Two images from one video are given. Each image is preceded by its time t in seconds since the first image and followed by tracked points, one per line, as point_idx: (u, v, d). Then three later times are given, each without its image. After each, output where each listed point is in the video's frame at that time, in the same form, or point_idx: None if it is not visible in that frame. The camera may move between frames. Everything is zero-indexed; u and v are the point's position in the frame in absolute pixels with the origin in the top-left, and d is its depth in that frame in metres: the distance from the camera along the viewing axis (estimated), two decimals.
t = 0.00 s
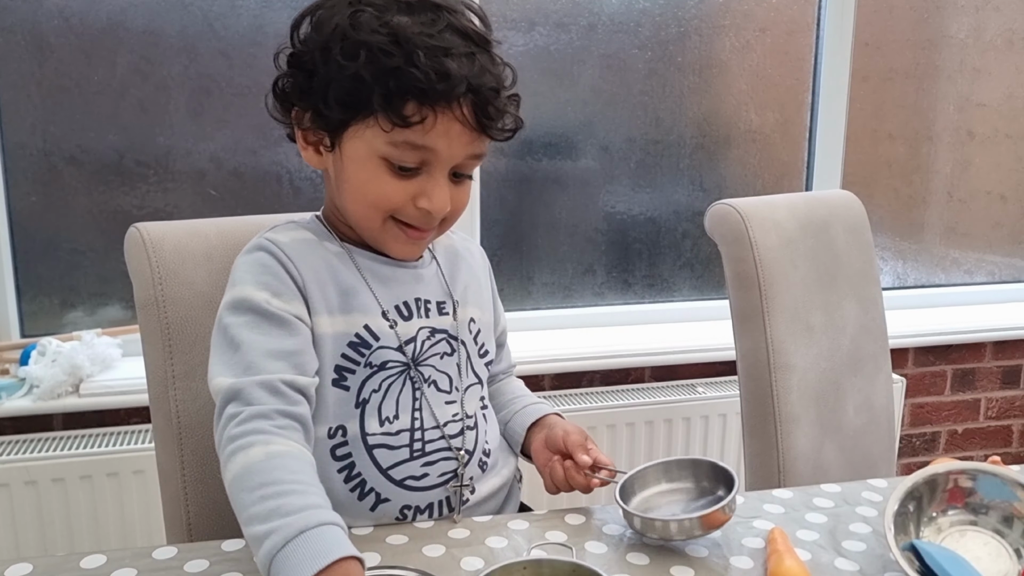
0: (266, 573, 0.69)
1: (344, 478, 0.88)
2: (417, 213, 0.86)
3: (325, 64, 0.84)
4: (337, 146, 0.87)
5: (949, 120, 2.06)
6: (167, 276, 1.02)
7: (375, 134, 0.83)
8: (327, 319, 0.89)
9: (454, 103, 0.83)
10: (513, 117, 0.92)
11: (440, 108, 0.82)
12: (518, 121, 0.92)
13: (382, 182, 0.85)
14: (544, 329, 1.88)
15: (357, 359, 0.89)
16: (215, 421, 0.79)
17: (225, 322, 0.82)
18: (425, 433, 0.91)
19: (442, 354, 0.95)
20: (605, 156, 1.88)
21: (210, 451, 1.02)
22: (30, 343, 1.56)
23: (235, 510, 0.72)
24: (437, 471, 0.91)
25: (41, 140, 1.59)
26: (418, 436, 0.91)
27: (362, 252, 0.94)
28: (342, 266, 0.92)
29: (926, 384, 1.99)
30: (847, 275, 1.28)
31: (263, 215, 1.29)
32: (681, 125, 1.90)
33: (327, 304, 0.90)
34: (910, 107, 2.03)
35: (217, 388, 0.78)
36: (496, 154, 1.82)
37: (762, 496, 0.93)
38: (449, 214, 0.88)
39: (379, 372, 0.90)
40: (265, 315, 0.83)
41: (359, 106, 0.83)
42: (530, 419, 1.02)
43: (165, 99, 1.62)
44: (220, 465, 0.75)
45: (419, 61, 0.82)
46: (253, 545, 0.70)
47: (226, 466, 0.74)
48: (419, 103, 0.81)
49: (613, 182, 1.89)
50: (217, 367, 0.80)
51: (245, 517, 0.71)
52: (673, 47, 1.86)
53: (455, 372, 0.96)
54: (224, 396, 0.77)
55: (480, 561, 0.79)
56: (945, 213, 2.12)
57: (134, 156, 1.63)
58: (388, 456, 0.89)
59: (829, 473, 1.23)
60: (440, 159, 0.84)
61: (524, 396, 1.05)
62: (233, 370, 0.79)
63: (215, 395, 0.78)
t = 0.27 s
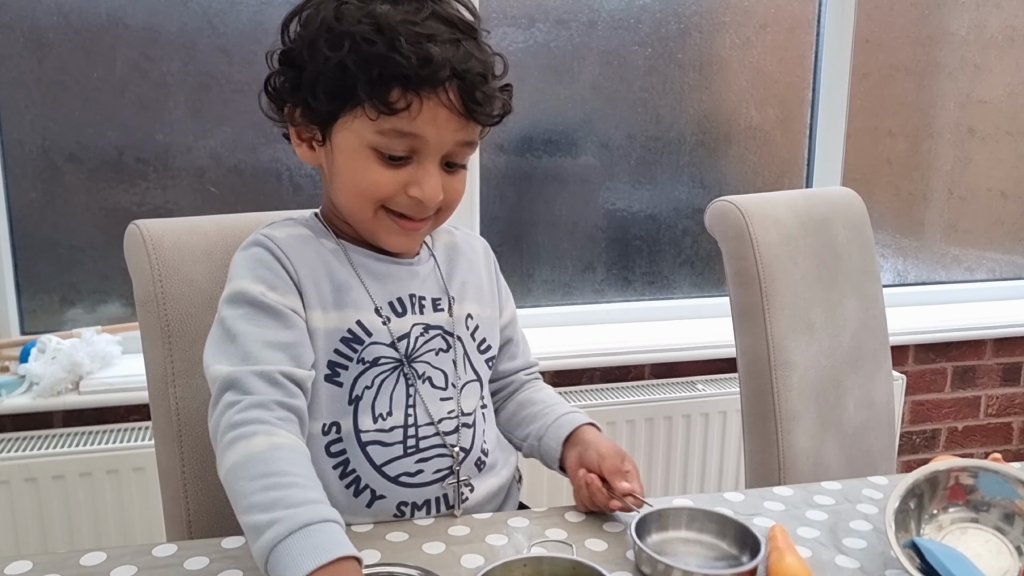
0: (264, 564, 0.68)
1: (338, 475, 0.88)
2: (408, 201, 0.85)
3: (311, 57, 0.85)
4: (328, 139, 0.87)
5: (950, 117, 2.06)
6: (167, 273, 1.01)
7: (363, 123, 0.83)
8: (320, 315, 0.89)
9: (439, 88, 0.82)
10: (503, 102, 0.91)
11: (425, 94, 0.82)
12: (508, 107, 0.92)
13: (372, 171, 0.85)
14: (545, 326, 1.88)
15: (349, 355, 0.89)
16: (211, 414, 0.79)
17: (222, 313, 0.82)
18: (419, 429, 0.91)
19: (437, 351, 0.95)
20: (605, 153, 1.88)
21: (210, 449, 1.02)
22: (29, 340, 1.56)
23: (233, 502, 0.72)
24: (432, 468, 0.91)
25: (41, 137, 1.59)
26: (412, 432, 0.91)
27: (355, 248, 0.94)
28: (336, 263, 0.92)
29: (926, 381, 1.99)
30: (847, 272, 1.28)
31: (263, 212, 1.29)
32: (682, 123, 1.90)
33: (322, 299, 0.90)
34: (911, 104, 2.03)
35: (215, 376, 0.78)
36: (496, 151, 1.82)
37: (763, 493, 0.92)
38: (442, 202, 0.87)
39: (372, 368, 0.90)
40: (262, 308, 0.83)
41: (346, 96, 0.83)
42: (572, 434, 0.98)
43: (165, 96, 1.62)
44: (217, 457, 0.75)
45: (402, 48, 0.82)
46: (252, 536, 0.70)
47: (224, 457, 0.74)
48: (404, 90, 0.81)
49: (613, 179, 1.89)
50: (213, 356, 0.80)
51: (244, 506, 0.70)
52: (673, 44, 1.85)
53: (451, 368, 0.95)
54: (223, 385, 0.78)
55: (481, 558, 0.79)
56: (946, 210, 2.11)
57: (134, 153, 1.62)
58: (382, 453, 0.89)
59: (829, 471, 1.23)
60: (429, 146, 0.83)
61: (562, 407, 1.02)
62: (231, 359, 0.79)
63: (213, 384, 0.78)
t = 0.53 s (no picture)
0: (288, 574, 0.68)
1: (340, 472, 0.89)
2: (411, 191, 0.85)
3: (306, 52, 0.85)
4: (326, 135, 0.86)
5: (950, 113, 2.06)
6: (167, 269, 1.01)
7: (364, 115, 0.83)
8: (328, 317, 0.89)
9: (438, 74, 0.82)
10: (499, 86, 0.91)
11: (424, 81, 0.82)
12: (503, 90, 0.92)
13: (374, 163, 0.84)
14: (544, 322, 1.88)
15: (353, 356, 0.89)
16: (234, 412, 0.78)
17: (236, 314, 0.82)
18: (420, 425, 0.91)
19: (437, 347, 0.94)
20: (605, 149, 1.88)
21: (210, 444, 1.02)
22: (30, 336, 1.56)
23: (256, 505, 0.72)
24: (432, 463, 0.91)
25: (40, 133, 1.58)
26: (413, 428, 0.91)
27: (357, 250, 0.94)
28: (338, 263, 0.92)
29: (926, 377, 1.99)
30: (847, 268, 1.28)
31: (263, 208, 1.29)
32: (682, 119, 1.90)
33: (327, 300, 0.90)
34: (911, 100, 2.03)
35: (239, 375, 0.78)
36: (495, 147, 1.82)
37: (762, 488, 0.93)
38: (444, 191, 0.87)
39: (376, 369, 0.90)
40: (277, 309, 0.83)
41: (345, 89, 0.83)
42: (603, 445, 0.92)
43: (164, 92, 1.62)
44: (242, 457, 0.75)
45: (398, 36, 0.82)
46: (277, 543, 0.69)
47: (249, 458, 0.74)
48: (404, 77, 0.82)
49: (613, 175, 1.89)
50: (229, 358, 0.81)
51: (271, 513, 0.70)
52: (673, 40, 1.85)
53: (450, 364, 0.95)
54: (249, 384, 0.78)
55: (481, 553, 0.79)
56: (946, 206, 2.11)
57: (134, 148, 1.62)
58: (383, 449, 0.90)
59: (829, 466, 1.23)
60: (430, 134, 0.84)
61: (593, 411, 0.96)
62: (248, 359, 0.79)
63: (236, 383, 0.78)
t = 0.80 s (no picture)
0: None
1: (342, 475, 0.89)
2: (443, 193, 0.88)
3: (328, 65, 0.84)
4: (354, 146, 0.86)
5: (950, 111, 2.06)
6: (167, 268, 1.02)
7: (400, 125, 0.84)
8: (329, 324, 0.89)
9: (468, 80, 0.85)
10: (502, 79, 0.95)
11: (457, 87, 0.84)
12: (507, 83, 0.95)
13: (409, 171, 0.86)
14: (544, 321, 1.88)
15: (356, 361, 0.89)
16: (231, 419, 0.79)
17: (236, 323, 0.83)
18: (422, 427, 0.91)
19: (440, 350, 0.94)
20: (605, 148, 1.88)
21: (210, 443, 1.02)
22: (30, 335, 1.56)
23: (249, 512, 0.72)
24: (435, 465, 0.92)
25: (40, 132, 1.59)
26: (415, 430, 0.91)
27: (358, 254, 0.93)
28: (340, 268, 0.92)
29: (926, 376, 1.99)
30: (848, 268, 1.28)
31: (263, 207, 1.29)
32: (682, 118, 1.90)
33: (327, 306, 0.90)
34: (910, 99, 2.03)
35: (237, 381, 0.79)
36: (495, 146, 1.82)
37: (762, 487, 0.93)
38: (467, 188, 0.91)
39: (378, 374, 0.90)
40: (274, 317, 0.84)
41: (381, 102, 0.83)
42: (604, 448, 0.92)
43: (164, 91, 1.62)
44: (236, 464, 0.75)
45: (430, 45, 0.83)
46: (267, 550, 0.70)
47: (242, 466, 0.74)
48: (440, 86, 0.84)
49: (613, 174, 1.89)
50: (226, 366, 0.81)
51: (264, 523, 0.70)
52: (673, 39, 1.85)
53: (453, 366, 0.95)
54: (245, 393, 0.78)
55: (481, 552, 0.79)
56: (945, 205, 2.11)
57: (134, 148, 1.62)
58: (386, 451, 0.90)
59: (828, 466, 1.23)
60: (460, 137, 0.87)
61: (595, 413, 0.96)
62: (244, 366, 0.80)
63: (233, 390, 0.79)
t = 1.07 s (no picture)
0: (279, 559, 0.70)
1: (340, 476, 0.89)
2: (424, 199, 0.86)
3: (312, 65, 0.85)
4: (336, 147, 0.87)
5: (948, 113, 2.06)
6: (167, 269, 1.02)
7: (374, 127, 0.84)
8: (325, 321, 0.90)
9: (448, 84, 0.83)
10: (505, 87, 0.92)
11: (435, 91, 0.83)
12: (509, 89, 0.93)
13: (386, 174, 0.85)
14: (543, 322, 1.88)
15: (353, 360, 0.90)
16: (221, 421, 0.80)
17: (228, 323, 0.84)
18: (420, 430, 0.92)
19: (440, 354, 0.95)
20: (604, 150, 1.88)
21: (209, 444, 1.03)
22: (29, 336, 1.56)
23: (245, 503, 0.74)
24: (433, 469, 0.92)
25: (40, 133, 1.59)
26: (413, 433, 0.91)
27: (358, 252, 0.94)
28: (339, 269, 0.93)
29: (924, 377, 2.00)
30: (846, 269, 1.28)
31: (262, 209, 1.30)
32: (681, 119, 1.90)
33: (324, 305, 0.90)
34: (909, 100, 2.03)
35: (223, 385, 0.80)
36: (494, 147, 1.82)
37: (760, 489, 0.93)
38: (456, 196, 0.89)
39: (375, 373, 0.90)
40: (264, 316, 0.84)
41: (356, 103, 0.83)
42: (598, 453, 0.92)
43: (164, 92, 1.62)
44: (228, 462, 0.77)
45: (409, 47, 0.82)
46: (265, 533, 0.72)
47: (233, 462, 0.76)
48: (415, 89, 0.82)
49: (612, 176, 1.90)
50: (220, 367, 0.82)
51: (257, 508, 0.72)
52: (672, 40, 1.86)
53: (453, 370, 0.95)
54: (228, 393, 0.79)
55: (480, 554, 0.80)
56: (944, 206, 2.12)
57: (134, 149, 1.63)
58: (383, 453, 0.90)
59: (826, 467, 1.23)
60: (441, 142, 0.85)
61: (591, 418, 0.96)
62: (234, 369, 0.81)
63: (220, 392, 0.80)
